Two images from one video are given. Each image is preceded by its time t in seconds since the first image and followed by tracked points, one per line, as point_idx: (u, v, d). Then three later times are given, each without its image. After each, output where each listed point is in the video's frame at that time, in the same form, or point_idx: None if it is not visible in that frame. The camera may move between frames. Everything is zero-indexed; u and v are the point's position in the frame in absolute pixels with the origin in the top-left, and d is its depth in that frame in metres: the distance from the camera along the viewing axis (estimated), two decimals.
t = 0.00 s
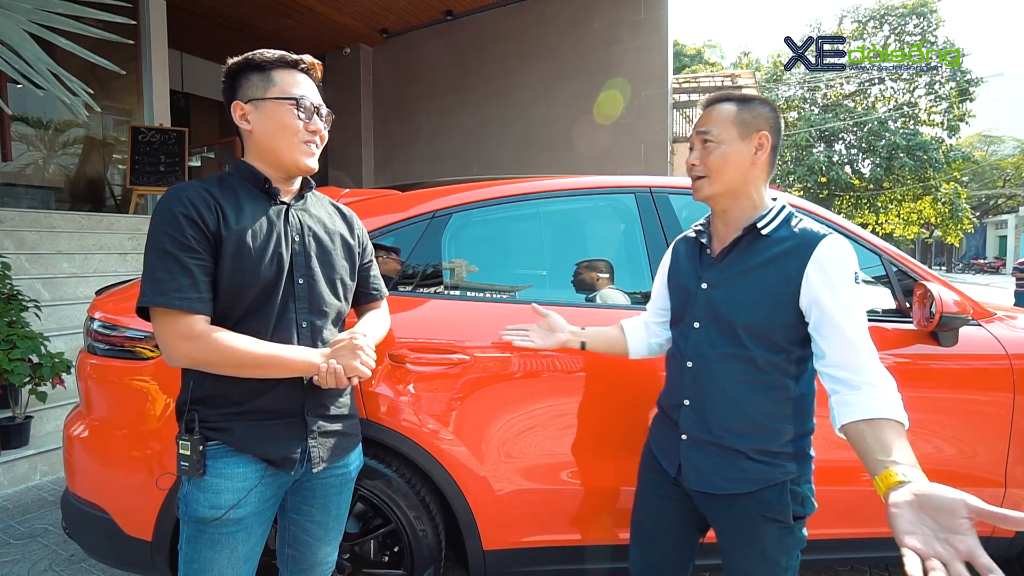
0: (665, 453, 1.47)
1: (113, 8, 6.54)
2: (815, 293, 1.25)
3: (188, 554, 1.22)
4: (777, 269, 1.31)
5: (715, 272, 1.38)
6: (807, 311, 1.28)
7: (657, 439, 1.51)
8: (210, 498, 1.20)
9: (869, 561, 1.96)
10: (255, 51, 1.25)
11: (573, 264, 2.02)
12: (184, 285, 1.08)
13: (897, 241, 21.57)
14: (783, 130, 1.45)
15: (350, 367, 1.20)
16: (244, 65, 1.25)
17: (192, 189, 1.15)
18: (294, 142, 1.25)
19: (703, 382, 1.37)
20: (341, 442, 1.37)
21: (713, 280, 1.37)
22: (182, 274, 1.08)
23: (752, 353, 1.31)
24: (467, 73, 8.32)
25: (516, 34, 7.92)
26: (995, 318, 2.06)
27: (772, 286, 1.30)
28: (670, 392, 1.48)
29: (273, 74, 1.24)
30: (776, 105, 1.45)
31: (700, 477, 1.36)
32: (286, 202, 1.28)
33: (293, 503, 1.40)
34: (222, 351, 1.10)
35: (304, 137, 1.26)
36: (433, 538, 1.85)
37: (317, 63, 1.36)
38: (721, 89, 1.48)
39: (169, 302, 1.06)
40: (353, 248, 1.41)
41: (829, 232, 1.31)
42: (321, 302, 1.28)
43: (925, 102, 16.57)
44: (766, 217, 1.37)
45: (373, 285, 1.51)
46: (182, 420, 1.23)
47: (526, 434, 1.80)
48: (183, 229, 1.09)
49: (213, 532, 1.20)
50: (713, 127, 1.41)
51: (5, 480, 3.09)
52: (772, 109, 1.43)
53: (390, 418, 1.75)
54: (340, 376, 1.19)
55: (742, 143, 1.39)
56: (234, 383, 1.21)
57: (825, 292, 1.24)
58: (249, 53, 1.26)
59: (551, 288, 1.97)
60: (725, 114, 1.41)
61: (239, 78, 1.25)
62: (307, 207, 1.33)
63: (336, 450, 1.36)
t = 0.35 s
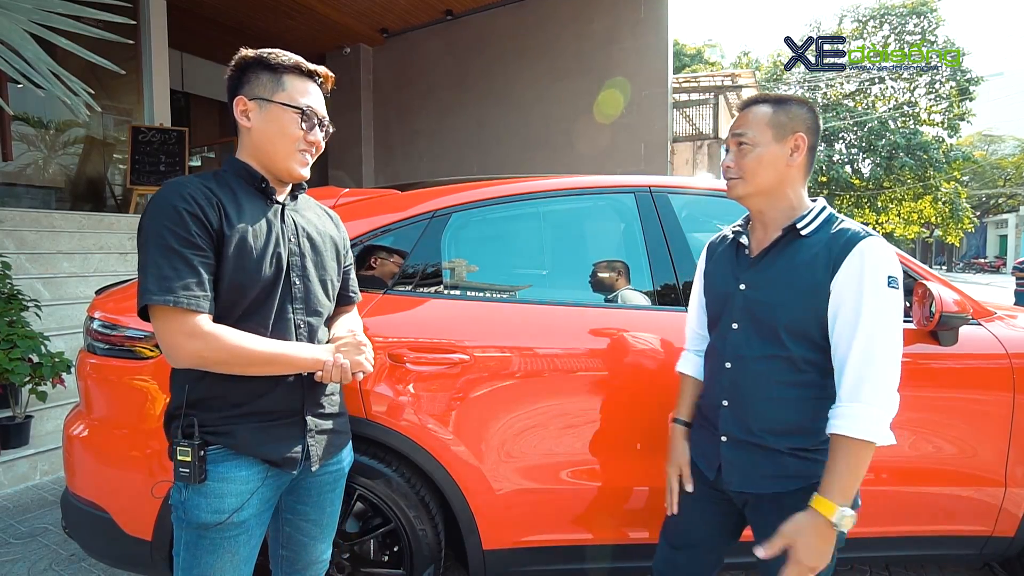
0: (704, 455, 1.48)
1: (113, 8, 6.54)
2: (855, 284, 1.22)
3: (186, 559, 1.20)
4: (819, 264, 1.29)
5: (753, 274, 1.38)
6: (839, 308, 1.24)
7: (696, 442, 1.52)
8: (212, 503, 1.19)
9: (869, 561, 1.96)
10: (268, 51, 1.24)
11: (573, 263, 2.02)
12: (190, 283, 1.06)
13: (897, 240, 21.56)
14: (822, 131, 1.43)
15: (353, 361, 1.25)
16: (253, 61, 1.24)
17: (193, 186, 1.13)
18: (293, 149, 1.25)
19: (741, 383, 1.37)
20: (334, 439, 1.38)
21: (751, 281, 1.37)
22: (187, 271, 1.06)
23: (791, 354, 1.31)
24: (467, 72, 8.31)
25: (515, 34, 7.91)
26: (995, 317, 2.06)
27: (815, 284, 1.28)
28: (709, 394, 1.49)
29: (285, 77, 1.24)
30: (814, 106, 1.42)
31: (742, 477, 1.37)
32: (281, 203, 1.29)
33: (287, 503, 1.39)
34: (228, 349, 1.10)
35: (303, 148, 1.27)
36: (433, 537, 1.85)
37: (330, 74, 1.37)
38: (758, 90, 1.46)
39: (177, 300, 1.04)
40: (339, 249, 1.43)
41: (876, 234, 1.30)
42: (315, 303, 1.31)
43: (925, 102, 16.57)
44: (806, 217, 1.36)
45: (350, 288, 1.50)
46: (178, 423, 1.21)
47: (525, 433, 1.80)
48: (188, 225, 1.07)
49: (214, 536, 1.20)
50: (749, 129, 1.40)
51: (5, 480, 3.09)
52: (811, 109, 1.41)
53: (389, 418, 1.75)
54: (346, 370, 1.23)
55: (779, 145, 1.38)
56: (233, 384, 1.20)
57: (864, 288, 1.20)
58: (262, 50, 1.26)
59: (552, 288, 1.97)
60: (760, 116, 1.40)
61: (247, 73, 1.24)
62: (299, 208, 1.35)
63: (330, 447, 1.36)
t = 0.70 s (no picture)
0: (728, 463, 1.45)
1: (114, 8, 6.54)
2: (879, 284, 1.23)
3: (191, 562, 1.20)
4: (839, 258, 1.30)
5: (770, 274, 1.38)
6: (865, 308, 1.25)
7: (714, 446, 1.52)
8: (221, 507, 1.18)
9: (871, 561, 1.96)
10: (255, 48, 1.24)
11: (572, 263, 2.02)
12: (192, 286, 1.06)
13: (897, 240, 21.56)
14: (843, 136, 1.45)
15: (358, 354, 1.26)
16: (237, 57, 1.23)
17: (189, 186, 1.12)
18: (285, 144, 1.25)
19: (761, 382, 1.38)
20: (335, 438, 1.39)
21: (769, 281, 1.37)
22: (189, 273, 1.05)
23: (810, 353, 1.31)
24: (467, 73, 8.32)
25: (515, 34, 7.92)
26: (995, 317, 2.07)
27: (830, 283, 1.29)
28: (726, 396, 1.49)
29: (272, 75, 1.23)
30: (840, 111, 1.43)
31: (763, 478, 1.37)
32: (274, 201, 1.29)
33: (288, 504, 1.39)
34: (231, 351, 1.10)
35: (293, 142, 1.27)
36: (433, 537, 1.85)
37: (315, 69, 1.37)
38: (785, 92, 1.44)
39: (180, 304, 1.04)
40: (331, 247, 1.44)
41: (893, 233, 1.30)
42: (313, 302, 1.32)
43: (925, 102, 16.58)
44: (824, 219, 1.37)
45: (340, 287, 1.49)
46: (183, 427, 1.20)
47: (525, 434, 1.80)
48: (189, 229, 1.06)
49: (221, 539, 1.19)
50: (781, 133, 1.38)
51: (5, 480, 3.09)
52: (836, 115, 1.42)
53: (389, 418, 1.75)
54: (352, 361, 1.24)
55: (810, 151, 1.38)
56: (237, 386, 1.19)
57: (890, 286, 1.21)
58: (245, 46, 1.25)
59: (552, 288, 1.97)
60: (792, 120, 1.39)
61: (231, 70, 1.23)
62: (291, 207, 1.35)
63: (331, 446, 1.37)
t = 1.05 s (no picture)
0: (730, 462, 1.46)
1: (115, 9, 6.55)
2: (896, 282, 1.25)
3: (194, 564, 1.19)
4: (853, 258, 1.31)
5: (783, 271, 1.38)
6: (881, 306, 1.26)
7: (716, 446, 1.52)
8: (223, 507, 1.18)
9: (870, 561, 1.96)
10: (250, 48, 1.24)
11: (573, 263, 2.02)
12: (189, 290, 1.06)
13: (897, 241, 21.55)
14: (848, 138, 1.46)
15: (359, 356, 1.26)
16: (231, 56, 1.24)
17: (185, 190, 1.12)
18: (280, 147, 1.25)
19: (770, 379, 1.37)
20: (338, 438, 1.39)
21: (780, 277, 1.38)
22: (185, 277, 1.05)
23: (823, 349, 1.31)
24: (468, 73, 8.32)
25: (516, 34, 7.92)
26: (996, 318, 2.07)
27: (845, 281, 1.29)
28: (729, 392, 1.48)
29: (266, 74, 1.23)
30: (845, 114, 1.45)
31: (765, 477, 1.37)
32: (273, 201, 1.29)
33: (291, 505, 1.40)
34: (229, 353, 1.10)
35: (288, 143, 1.26)
36: (433, 537, 1.85)
37: (313, 67, 1.36)
38: (795, 94, 1.44)
39: (176, 309, 1.04)
40: (333, 246, 1.44)
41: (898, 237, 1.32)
42: (314, 302, 1.31)
43: (925, 103, 16.58)
44: (836, 219, 1.37)
45: (344, 286, 1.50)
46: (186, 428, 1.20)
47: (525, 434, 1.80)
48: (184, 233, 1.06)
49: (223, 539, 1.19)
50: (796, 137, 1.38)
51: (5, 479, 3.09)
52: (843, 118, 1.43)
53: (390, 418, 1.75)
54: (352, 362, 1.23)
55: (824, 155, 1.38)
56: (239, 386, 1.19)
57: (906, 283, 1.23)
58: (239, 45, 1.25)
59: (553, 288, 1.97)
60: (806, 124, 1.38)
61: (226, 70, 1.24)
62: (290, 206, 1.36)
63: (335, 447, 1.37)
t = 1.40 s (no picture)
0: (726, 461, 1.45)
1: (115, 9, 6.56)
2: (898, 290, 1.25)
3: (190, 564, 1.20)
4: (857, 263, 1.31)
5: (783, 272, 1.37)
6: (883, 313, 1.27)
7: (713, 446, 1.51)
8: (218, 508, 1.18)
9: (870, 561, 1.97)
10: (249, 49, 1.24)
11: (573, 263, 2.03)
12: (183, 292, 1.06)
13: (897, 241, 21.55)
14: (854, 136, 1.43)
15: (355, 359, 1.25)
16: (230, 57, 1.24)
17: (181, 192, 1.12)
18: (279, 148, 1.25)
19: (771, 381, 1.37)
20: (337, 441, 1.38)
21: (782, 279, 1.36)
22: (179, 279, 1.05)
23: (822, 352, 1.32)
24: (467, 74, 8.33)
25: (515, 34, 7.93)
26: (995, 318, 2.07)
27: (847, 285, 1.30)
28: (730, 395, 1.46)
29: (263, 75, 1.23)
30: (846, 110, 1.42)
31: (764, 478, 1.37)
32: (272, 203, 1.29)
33: (289, 506, 1.40)
34: (225, 355, 1.10)
35: (287, 144, 1.26)
36: (433, 538, 1.85)
37: (311, 67, 1.36)
38: (792, 92, 1.45)
39: (169, 311, 1.04)
40: (334, 248, 1.44)
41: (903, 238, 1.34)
42: (312, 304, 1.31)
43: (924, 102, 16.60)
44: (841, 222, 1.37)
45: (346, 286, 1.49)
46: (181, 428, 1.20)
47: (524, 435, 1.80)
48: (178, 234, 1.06)
49: (217, 540, 1.19)
50: (781, 134, 1.39)
51: (5, 480, 3.09)
52: (842, 115, 1.41)
53: (389, 419, 1.75)
54: (347, 365, 1.23)
55: (811, 152, 1.38)
56: (235, 387, 1.19)
57: (908, 292, 1.24)
58: (237, 46, 1.25)
59: (553, 288, 1.97)
60: (793, 121, 1.39)
61: (224, 71, 1.24)
62: (290, 207, 1.35)
63: (333, 449, 1.37)
